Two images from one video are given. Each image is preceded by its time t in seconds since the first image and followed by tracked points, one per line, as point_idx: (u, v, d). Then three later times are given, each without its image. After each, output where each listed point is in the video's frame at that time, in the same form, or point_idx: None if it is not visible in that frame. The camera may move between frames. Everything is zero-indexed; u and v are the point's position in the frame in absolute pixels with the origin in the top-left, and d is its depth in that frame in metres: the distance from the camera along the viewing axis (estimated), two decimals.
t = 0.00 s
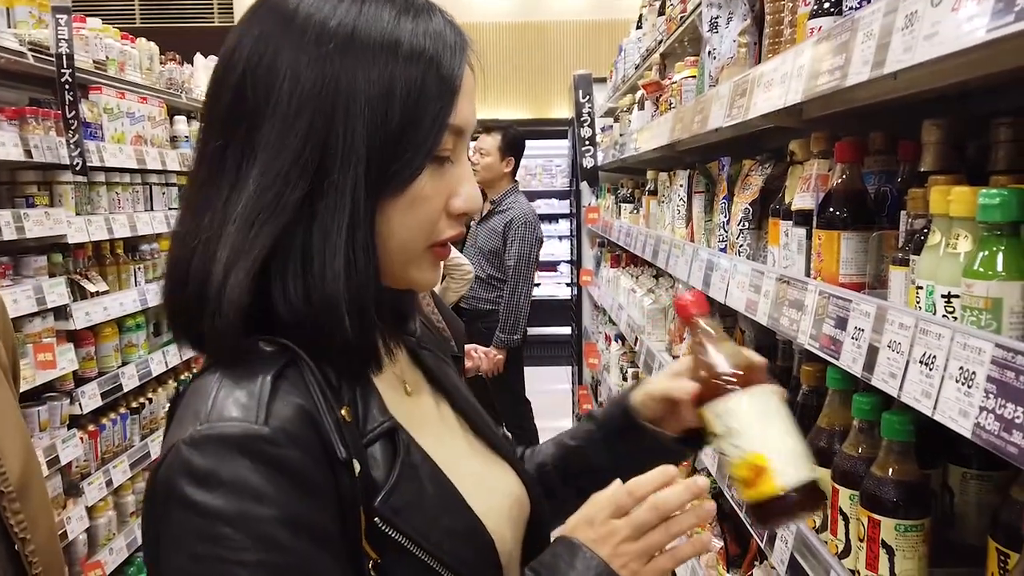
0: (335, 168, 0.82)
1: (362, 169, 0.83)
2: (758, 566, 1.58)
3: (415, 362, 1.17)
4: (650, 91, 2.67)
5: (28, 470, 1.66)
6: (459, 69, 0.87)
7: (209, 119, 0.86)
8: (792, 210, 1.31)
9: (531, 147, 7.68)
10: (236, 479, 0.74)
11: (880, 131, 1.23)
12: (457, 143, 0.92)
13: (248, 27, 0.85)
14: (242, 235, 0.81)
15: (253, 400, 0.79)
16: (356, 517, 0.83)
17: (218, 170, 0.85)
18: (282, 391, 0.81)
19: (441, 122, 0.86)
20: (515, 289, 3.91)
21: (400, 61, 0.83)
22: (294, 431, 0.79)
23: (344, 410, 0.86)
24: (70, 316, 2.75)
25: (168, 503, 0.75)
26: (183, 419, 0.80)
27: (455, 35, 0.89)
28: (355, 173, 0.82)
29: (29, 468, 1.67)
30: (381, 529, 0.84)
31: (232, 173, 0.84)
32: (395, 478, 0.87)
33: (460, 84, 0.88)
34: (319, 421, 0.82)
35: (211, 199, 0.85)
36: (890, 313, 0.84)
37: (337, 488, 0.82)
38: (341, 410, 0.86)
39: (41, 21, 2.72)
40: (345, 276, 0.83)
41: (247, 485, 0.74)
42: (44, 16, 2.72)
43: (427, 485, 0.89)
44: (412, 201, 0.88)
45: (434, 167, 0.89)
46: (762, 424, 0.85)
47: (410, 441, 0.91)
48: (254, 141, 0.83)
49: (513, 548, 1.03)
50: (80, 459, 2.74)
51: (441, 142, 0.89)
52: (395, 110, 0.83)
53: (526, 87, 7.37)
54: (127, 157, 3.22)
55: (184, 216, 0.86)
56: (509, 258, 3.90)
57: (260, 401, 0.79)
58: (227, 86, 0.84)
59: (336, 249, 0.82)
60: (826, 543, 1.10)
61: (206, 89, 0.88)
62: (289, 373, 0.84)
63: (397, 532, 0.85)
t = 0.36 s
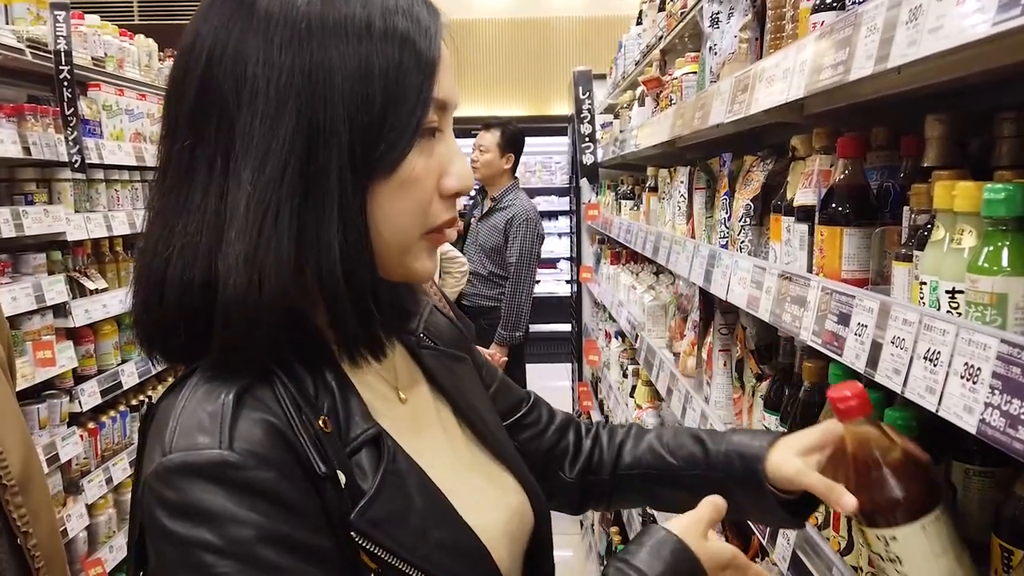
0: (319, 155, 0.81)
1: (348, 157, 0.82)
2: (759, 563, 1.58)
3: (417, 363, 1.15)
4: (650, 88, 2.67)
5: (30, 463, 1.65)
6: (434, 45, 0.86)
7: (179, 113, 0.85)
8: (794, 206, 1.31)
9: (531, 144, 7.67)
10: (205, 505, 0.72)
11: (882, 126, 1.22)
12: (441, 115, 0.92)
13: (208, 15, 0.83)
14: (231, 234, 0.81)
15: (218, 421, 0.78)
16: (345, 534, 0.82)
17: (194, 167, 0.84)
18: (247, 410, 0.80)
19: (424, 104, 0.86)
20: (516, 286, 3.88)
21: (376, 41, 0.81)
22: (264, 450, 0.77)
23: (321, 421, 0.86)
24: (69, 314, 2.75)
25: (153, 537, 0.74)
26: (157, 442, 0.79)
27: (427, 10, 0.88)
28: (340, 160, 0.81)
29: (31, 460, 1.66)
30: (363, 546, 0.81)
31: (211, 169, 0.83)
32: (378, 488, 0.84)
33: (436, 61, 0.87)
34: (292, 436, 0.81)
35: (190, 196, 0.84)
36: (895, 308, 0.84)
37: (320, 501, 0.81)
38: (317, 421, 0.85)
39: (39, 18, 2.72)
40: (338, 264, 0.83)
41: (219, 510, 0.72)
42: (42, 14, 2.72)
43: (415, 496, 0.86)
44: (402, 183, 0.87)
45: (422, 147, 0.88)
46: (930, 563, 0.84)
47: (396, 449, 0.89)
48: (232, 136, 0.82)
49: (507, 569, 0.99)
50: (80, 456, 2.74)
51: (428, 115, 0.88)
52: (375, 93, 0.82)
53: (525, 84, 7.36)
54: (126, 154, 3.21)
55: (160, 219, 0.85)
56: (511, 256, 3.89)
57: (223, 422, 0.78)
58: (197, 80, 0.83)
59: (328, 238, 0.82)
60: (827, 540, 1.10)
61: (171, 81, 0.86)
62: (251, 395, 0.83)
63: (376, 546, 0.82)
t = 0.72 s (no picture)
0: (324, 145, 0.81)
1: (354, 147, 0.82)
2: (758, 559, 1.58)
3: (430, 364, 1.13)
4: (649, 84, 2.66)
5: (34, 457, 1.64)
6: (436, 32, 0.86)
7: (181, 107, 0.84)
8: (792, 202, 1.30)
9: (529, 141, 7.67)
10: (195, 511, 0.72)
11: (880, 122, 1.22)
12: (446, 99, 0.93)
13: (206, 10, 0.83)
14: (237, 227, 0.81)
15: (211, 426, 0.77)
16: (340, 548, 0.81)
17: (197, 161, 0.84)
18: (244, 412, 0.80)
19: (428, 92, 0.85)
20: (523, 283, 3.90)
21: (377, 29, 0.81)
22: (259, 455, 0.77)
23: (322, 425, 0.84)
24: (66, 312, 2.75)
25: (139, 543, 0.74)
26: (156, 440, 0.78)
27: None
28: (345, 150, 0.81)
29: (35, 455, 1.66)
30: (359, 559, 0.81)
31: (216, 163, 0.83)
32: (376, 497, 0.83)
33: (438, 48, 0.86)
34: (288, 441, 0.80)
35: (194, 191, 0.84)
36: (892, 303, 0.83)
37: (316, 508, 0.80)
38: (318, 425, 0.84)
39: (36, 15, 2.70)
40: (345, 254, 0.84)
41: (210, 516, 0.72)
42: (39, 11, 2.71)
43: (416, 505, 0.86)
44: (409, 170, 0.87)
45: (430, 130, 0.89)
46: None
47: (399, 456, 0.88)
48: (236, 129, 0.81)
49: None
50: (78, 454, 2.73)
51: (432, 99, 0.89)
52: (378, 81, 0.81)
53: (524, 81, 7.34)
54: (124, 152, 3.21)
55: (163, 216, 0.85)
56: (516, 252, 3.89)
57: (217, 427, 0.77)
58: (198, 74, 0.82)
59: (335, 228, 0.82)
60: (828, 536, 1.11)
61: (172, 76, 0.85)
62: (252, 395, 0.82)
63: (372, 559, 0.81)
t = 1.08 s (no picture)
0: (337, 140, 0.81)
1: (366, 142, 0.82)
2: (753, 552, 1.59)
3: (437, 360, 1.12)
4: (643, 79, 2.66)
5: (34, 450, 1.62)
6: (446, 27, 0.86)
7: (191, 98, 0.83)
8: (787, 196, 1.31)
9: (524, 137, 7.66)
10: (204, 505, 0.72)
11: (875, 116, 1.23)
12: (456, 95, 0.94)
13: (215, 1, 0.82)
14: (249, 220, 0.80)
15: (222, 420, 0.77)
16: (347, 543, 0.81)
17: (208, 154, 0.83)
18: (254, 406, 0.80)
19: (438, 88, 0.86)
20: (529, 278, 3.90)
21: (389, 24, 0.81)
22: (269, 450, 0.76)
23: (331, 420, 0.84)
24: (61, 308, 2.74)
25: (144, 538, 0.74)
26: (164, 432, 0.78)
27: None
28: (358, 145, 0.82)
29: (36, 450, 1.63)
30: (366, 556, 0.80)
31: (226, 155, 0.82)
32: (384, 495, 0.83)
33: (448, 44, 0.87)
34: (298, 435, 0.80)
35: (203, 184, 0.83)
36: (885, 297, 0.84)
37: (325, 505, 0.81)
38: (327, 421, 0.84)
39: (30, 11, 2.76)
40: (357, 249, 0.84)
41: (218, 511, 0.72)
42: (32, 6, 2.70)
43: (423, 505, 0.85)
44: (419, 165, 0.87)
45: (441, 125, 0.90)
46: None
47: (407, 454, 0.88)
48: (248, 121, 0.81)
49: None
50: (74, 451, 2.73)
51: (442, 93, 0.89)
52: (390, 76, 0.82)
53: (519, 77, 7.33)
54: (119, 148, 3.21)
55: (172, 210, 0.85)
56: (522, 248, 3.89)
57: (229, 421, 0.77)
58: (209, 65, 0.82)
59: (347, 223, 0.83)
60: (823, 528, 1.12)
61: (182, 66, 0.84)
62: (262, 389, 0.82)
63: (379, 556, 0.81)
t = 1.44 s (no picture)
0: (342, 137, 0.81)
1: (371, 139, 0.82)
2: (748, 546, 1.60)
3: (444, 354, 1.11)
4: (639, 75, 2.66)
5: (33, 442, 1.61)
6: (448, 19, 0.86)
7: (191, 99, 0.84)
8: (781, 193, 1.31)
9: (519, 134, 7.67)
10: (207, 501, 0.73)
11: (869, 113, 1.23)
12: (460, 85, 0.94)
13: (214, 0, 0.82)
14: (255, 219, 0.80)
15: (225, 415, 0.77)
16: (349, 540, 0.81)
17: (210, 155, 0.83)
18: (258, 400, 0.79)
19: (442, 81, 0.86)
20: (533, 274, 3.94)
21: (391, 18, 0.81)
22: (272, 446, 0.76)
23: (336, 415, 0.83)
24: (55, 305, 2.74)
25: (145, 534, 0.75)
26: (167, 428, 0.79)
27: None
28: (363, 142, 0.82)
29: (35, 443, 1.62)
30: (367, 553, 0.81)
31: (229, 155, 0.82)
32: (387, 492, 0.83)
33: (451, 35, 0.87)
34: (303, 430, 0.80)
35: (206, 184, 0.83)
36: (879, 293, 0.84)
37: (329, 501, 0.81)
38: (332, 416, 0.83)
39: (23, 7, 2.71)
40: (365, 246, 0.84)
41: (220, 508, 0.72)
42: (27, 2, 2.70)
43: (426, 502, 0.86)
44: (426, 158, 0.87)
45: (446, 117, 0.89)
46: None
47: (412, 450, 0.88)
48: (250, 120, 0.81)
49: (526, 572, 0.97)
50: (70, 448, 2.73)
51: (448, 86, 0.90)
52: (394, 71, 0.82)
53: (514, 73, 7.33)
54: (113, 144, 3.20)
55: (175, 211, 0.84)
56: (525, 244, 3.92)
57: (232, 416, 0.77)
58: (209, 66, 0.82)
59: (355, 221, 0.83)
60: (815, 522, 1.13)
61: (181, 68, 0.84)
62: (269, 384, 0.82)
63: (380, 554, 0.81)
